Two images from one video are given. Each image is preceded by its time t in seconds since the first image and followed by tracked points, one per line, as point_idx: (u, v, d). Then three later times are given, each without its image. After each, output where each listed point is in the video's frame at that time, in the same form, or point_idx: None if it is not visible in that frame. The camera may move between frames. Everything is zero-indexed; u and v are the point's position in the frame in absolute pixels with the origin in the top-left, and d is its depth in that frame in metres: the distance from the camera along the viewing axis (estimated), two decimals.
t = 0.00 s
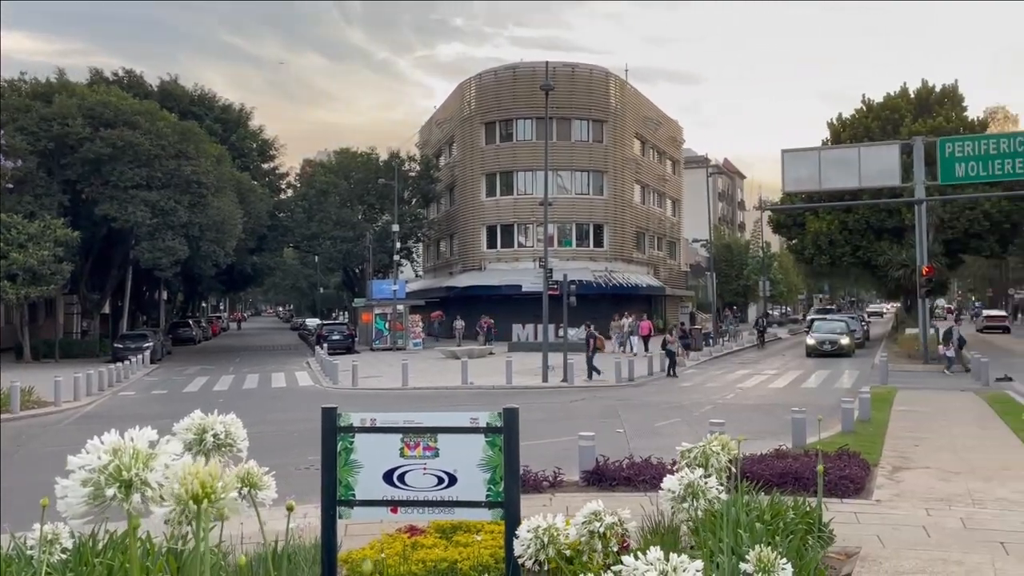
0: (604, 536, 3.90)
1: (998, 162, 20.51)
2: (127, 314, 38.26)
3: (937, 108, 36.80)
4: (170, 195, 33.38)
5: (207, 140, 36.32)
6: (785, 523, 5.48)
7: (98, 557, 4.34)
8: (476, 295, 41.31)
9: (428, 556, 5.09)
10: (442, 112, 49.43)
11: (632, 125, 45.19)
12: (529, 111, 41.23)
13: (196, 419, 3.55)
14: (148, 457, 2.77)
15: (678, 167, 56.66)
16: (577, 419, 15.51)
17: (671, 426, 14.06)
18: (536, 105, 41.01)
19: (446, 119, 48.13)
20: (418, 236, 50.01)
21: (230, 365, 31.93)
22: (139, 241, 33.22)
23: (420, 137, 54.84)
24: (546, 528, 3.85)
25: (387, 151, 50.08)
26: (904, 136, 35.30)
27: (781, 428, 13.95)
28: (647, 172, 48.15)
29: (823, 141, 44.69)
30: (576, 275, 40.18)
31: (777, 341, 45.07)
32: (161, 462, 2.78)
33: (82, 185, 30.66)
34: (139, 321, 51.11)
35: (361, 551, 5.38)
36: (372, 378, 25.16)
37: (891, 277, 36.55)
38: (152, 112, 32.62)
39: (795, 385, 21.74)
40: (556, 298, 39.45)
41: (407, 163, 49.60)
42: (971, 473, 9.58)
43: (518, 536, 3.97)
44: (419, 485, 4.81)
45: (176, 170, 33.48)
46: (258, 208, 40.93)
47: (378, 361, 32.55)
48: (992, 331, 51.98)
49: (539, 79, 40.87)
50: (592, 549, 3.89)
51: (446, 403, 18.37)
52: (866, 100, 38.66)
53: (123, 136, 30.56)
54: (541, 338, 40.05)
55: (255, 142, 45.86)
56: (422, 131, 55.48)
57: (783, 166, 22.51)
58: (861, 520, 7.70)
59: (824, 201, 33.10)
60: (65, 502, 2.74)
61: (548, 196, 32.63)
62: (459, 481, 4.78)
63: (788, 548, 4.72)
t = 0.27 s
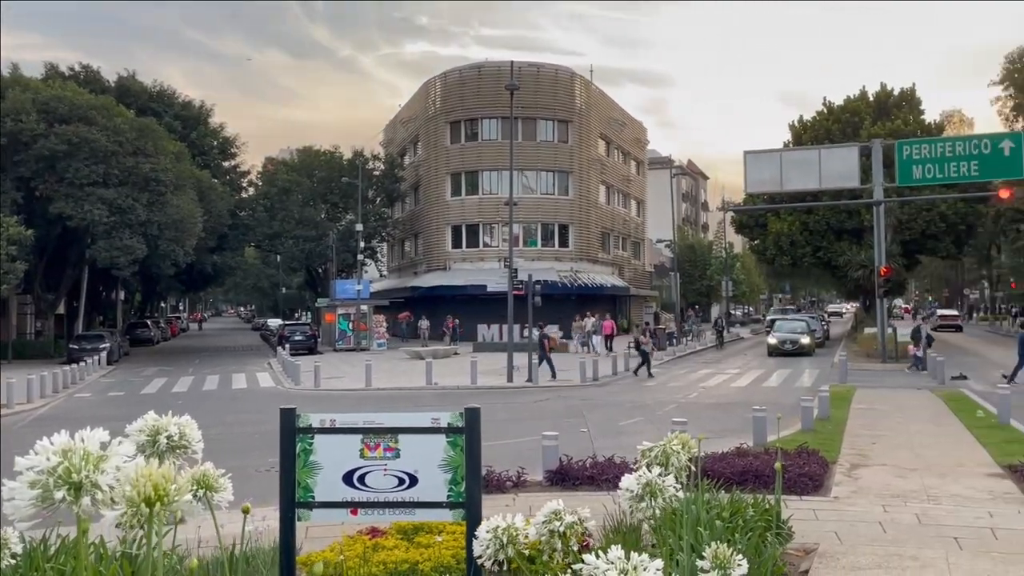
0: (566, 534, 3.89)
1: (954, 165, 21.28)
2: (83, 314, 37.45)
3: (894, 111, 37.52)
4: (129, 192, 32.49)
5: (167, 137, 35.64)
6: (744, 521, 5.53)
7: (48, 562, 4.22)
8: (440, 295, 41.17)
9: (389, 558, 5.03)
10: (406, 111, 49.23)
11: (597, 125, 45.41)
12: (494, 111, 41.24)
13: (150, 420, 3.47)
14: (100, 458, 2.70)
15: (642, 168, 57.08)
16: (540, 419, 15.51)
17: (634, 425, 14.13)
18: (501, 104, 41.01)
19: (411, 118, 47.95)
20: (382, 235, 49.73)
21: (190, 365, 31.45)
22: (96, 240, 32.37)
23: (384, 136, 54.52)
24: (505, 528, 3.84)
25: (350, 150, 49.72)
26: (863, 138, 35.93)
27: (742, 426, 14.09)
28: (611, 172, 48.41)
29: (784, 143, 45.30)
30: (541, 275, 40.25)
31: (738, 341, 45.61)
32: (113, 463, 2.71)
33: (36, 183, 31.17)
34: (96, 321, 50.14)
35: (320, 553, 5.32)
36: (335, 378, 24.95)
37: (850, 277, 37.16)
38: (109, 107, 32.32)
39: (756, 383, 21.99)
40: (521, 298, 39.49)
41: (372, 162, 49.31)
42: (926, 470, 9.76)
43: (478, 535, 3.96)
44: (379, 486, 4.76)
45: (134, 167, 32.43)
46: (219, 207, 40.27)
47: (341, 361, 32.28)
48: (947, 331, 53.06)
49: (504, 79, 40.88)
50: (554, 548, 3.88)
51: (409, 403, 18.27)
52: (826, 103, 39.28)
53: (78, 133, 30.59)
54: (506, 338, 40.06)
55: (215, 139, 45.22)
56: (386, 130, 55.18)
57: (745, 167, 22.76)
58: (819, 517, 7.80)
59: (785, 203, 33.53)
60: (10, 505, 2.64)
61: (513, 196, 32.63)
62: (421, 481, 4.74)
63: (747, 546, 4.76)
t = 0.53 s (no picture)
0: (525, 532, 3.91)
1: (910, 166, 21.70)
2: (38, 314, 36.60)
3: (853, 113, 38.21)
4: (87, 189, 31.82)
5: (126, 133, 34.94)
6: (703, 518, 5.59)
7: None
8: (405, 295, 40.98)
9: (350, 558, 5.01)
10: (371, 110, 48.98)
11: (562, 125, 45.56)
12: (460, 110, 41.19)
13: (102, 421, 3.41)
14: (46, 458, 2.65)
15: (607, 168, 57.37)
16: (504, 418, 15.53)
17: (597, 423, 14.22)
18: (466, 103, 40.95)
19: (376, 116, 47.68)
20: (346, 234, 49.39)
21: (149, 366, 30.95)
22: (52, 238, 31.61)
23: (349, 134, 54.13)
24: (466, 527, 3.84)
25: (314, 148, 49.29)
26: (823, 140, 36.54)
27: (704, 424, 14.23)
28: (577, 172, 48.60)
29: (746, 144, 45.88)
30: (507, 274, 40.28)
31: (701, 340, 46.03)
32: (60, 464, 2.66)
33: None
34: (52, 320, 49.06)
35: (280, 555, 5.27)
36: (298, 378, 24.72)
37: (810, 277, 37.74)
38: (65, 102, 31.74)
39: (718, 381, 22.23)
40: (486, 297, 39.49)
41: (336, 160, 48.94)
42: (882, 465, 9.95)
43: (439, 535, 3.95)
44: (339, 485, 4.73)
45: (91, 164, 31.81)
46: (180, 205, 39.60)
47: (304, 361, 31.99)
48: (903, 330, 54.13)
49: (469, 78, 40.84)
50: (512, 546, 3.89)
51: (373, 403, 18.16)
52: (787, 104, 39.87)
53: (34, 128, 30.11)
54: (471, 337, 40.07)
55: (176, 136, 44.52)
56: (351, 128, 54.78)
57: (707, 168, 22.99)
58: (777, 513, 7.91)
59: (747, 203, 33.98)
60: None
61: (478, 195, 32.60)
62: (382, 481, 4.72)
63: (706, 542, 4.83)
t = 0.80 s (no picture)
0: (485, 530, 3.92)
1: (868, 167, 22.09)
2: None
3: (813, 115, 38.81)
4: (39, 185, 30.73)
5: (82, 128, 34.27)
6: (663, 514, 5.63)
7: None
8: (369, 293, 40.73)
9: (310, 559, 4.96)
10: (334, 107, 48.60)
11: (527, 124, 45.60)
12: (425, 108, 41.07)
13: (50, 422, 3.33)
14: None
15: (572, 167, 57.58)
16: (468, 417, 15.51)
17: (561, 421, 14.27)
18: (430, 101, 40.83)
19: (340, 113, 47.33)
20: (310, 232, 48.96)
21: (106, 365, 30.38)
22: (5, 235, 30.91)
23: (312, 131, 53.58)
24: (423, 527, 3.81)
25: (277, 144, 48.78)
26: (784, 141, 37.07)
27: (666, 421, 14.34)
28: (542, 171, 48.69)
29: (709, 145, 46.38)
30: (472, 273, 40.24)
31: (665, 338, 46.41)
32: None
33: None
34: (6, 319, 47.98)
35: (239, 557, 5.21)
36: (260, 378, 24.46)
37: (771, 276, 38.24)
38: (19, 96, 31.07)
39: (681, 379, 22.42)
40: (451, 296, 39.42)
41: (299, 157, 48.48)
42: (839, 461, 10.11)
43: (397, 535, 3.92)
44: (299, 486, 4.68)
45: (46, 159, 31.28)
46: (138, 201, 38.89)
47: (266, 360, 31.66)
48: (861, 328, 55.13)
49: (434, 75, 40.72)
50: (472, 544, 3.91)
51: (336, 403, 18.02)
52: (749, 106, 40.36)
53: None
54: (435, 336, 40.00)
55: (134, 132, 43.75)
56: (314, 125, 54.29)
57: (671, 167, 23.16)
58: (737, 509, 7.99)
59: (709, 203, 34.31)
60: None
61: (442, 193, 32.50)
62: (342, 481, 4.68)
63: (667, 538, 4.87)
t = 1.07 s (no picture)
0: (447, 529, 3.92)
1: (829, 167, 22.39)
2: None
3: (775, 115, 39.35)
4: None
5: (38, 122, 33.54)
6: (626, 511, 5.67)
7: None
8: (333, 291, 40.40)
9: (271, 560, 4.91)
10: (298, 102, 48.14)
11: (493, 122, 45.57)
12: (390, 104, 40.86)
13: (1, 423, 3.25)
14: None
15: (538, 165, 57.70)
16: (433, 415, 15.47)
17: (525, 419, 14.29)
18: (395, 98, 40.63)
19: (303, 109, 46.90)
20: (273, 229, 48.47)
21: (63, 364, 29.77)
22: None
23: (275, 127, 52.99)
24: (386, 526, 3.79)
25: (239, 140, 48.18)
26: (747, 141, 37.53)
27: (629, 419, 14.43)
28: (508, 169, 48.71)
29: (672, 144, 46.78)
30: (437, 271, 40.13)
31: (630, 336, 46.70)
32: None
33: None
34: None
35: (198, 558, 5.13)
36: (221, 377, 24.15)
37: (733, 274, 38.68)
38: None
39: (645, 377, 22.58)
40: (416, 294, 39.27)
41: (262, 153, 47.95)
42: (799, 458, 10.25)
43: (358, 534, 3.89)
44: (259, 486, 4.63)
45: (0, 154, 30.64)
46: (96, 197, 38.16)
47: (228, 359, 31.26)
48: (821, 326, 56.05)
49: (399, 72, 40.51)
50: (434, 544, 3.90)
51: (300, 402, 17.85)
52: (712, 106, 40.78)
53: None
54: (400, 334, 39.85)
55: (92, 126, 42.90)
56: (277, 121, 53.72)
57: (636, 166, 23.28)
58: (699, 505, 8.08)
59: (673, 202, 34.61)
60: None
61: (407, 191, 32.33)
62: (303, 480, 4.63)
63: (629, 535, 4.91)
